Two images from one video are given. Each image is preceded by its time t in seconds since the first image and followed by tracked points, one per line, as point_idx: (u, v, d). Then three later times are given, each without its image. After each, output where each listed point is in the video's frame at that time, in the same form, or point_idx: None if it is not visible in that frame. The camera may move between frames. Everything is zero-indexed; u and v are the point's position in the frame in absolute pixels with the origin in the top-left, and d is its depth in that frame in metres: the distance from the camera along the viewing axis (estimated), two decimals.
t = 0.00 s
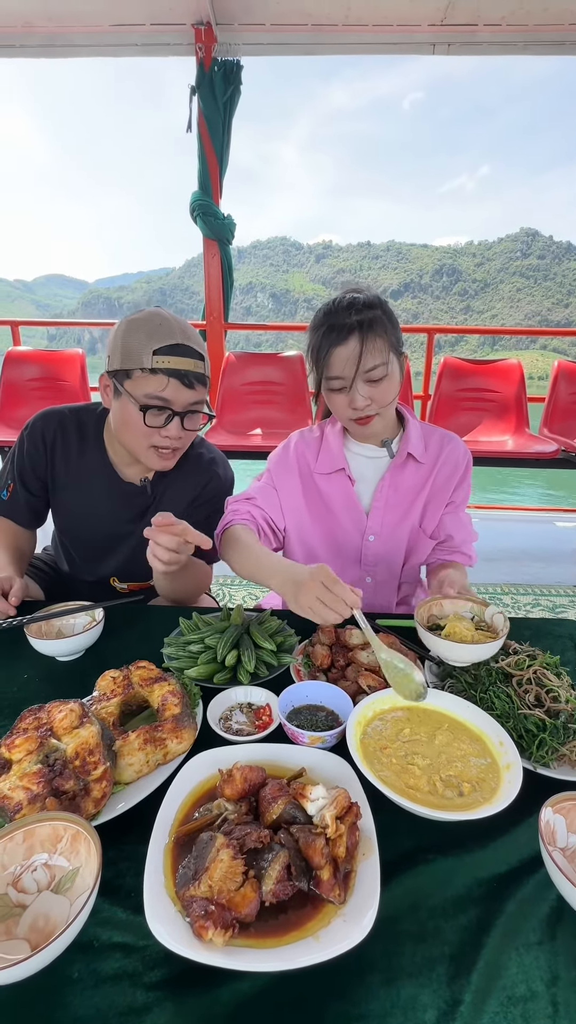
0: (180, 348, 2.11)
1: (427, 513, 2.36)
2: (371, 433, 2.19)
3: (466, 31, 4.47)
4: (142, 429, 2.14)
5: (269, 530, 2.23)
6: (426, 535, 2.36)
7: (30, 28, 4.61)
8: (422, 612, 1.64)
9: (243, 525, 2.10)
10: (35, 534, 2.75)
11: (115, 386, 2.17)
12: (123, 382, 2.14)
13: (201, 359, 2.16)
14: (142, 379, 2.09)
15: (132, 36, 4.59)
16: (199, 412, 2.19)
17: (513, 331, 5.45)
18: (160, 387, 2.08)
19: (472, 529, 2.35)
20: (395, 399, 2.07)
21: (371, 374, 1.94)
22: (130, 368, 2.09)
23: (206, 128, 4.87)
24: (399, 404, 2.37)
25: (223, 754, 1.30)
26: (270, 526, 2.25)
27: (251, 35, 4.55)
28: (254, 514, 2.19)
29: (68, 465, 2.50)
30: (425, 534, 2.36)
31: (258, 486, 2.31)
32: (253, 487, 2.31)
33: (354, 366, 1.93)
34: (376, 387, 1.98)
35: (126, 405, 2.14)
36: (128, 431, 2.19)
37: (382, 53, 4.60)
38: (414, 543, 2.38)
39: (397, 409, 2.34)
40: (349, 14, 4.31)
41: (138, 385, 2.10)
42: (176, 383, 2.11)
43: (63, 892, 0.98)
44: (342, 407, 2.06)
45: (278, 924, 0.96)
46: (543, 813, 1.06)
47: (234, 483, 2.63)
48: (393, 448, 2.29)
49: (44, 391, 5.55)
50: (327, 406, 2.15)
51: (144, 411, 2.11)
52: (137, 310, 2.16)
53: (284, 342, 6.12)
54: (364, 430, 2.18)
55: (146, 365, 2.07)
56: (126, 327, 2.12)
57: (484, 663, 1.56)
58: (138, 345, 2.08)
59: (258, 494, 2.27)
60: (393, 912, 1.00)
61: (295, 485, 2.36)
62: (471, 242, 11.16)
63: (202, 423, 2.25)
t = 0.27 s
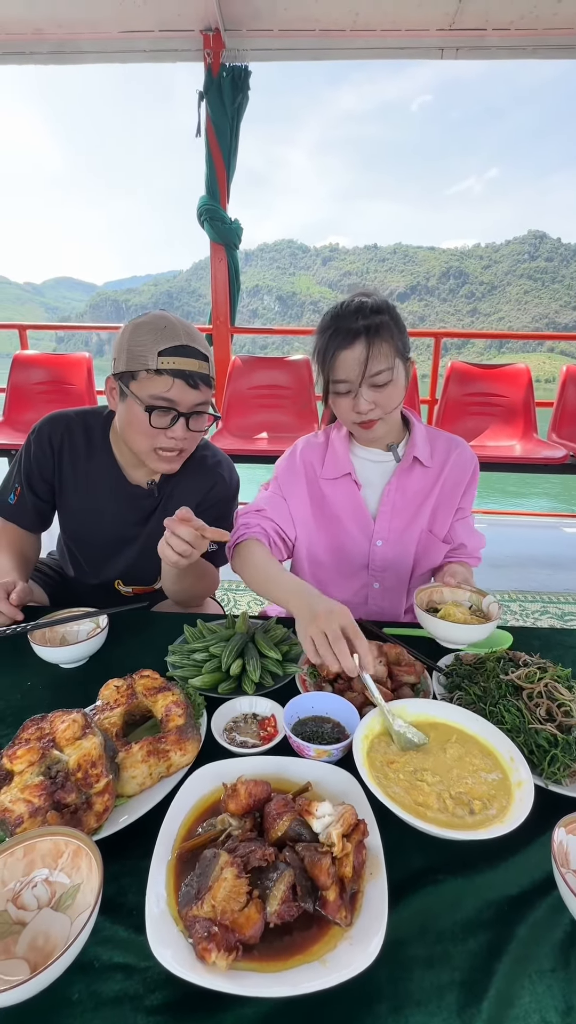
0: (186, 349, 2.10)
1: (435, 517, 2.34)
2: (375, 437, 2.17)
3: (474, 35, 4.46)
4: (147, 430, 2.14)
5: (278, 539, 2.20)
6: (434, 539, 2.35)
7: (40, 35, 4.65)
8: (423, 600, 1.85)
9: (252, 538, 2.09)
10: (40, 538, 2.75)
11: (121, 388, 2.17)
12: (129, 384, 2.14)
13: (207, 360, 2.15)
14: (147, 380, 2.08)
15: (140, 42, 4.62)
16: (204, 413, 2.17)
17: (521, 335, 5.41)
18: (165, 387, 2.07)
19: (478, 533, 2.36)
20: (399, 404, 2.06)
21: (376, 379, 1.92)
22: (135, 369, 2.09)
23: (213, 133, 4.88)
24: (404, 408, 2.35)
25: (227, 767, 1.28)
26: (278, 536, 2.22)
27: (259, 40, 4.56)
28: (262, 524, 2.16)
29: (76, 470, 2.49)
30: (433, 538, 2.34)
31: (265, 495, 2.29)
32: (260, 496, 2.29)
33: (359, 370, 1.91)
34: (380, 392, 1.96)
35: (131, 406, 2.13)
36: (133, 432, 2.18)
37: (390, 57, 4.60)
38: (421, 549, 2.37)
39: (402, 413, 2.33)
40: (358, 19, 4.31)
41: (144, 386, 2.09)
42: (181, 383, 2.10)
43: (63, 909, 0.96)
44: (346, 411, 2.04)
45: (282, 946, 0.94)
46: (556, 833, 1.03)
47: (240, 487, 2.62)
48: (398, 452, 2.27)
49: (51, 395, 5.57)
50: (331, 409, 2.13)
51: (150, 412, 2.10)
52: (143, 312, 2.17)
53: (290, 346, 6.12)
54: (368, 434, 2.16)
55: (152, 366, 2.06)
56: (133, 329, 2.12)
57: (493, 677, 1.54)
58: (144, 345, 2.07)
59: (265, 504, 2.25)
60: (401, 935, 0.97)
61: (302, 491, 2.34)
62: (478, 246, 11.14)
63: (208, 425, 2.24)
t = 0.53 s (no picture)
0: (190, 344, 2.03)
1: (439, 516, 2.26)
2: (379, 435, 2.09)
3: (486, 28, 4.35)
4: (149, 427, 2.06)
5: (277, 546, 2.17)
6: (439, 538, 2.26)
7: (44, 31, 4.60)
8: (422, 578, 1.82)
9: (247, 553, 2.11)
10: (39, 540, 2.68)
11: (123, 384, 2.10)
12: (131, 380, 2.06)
13: (211, 356, 2.08)
14: (150, 375, 2.01)
15: (145, 37, 4.55)
16: (208, 410, 2.10)
17: (532, 335, 5.31)
18: (168, 383, 2.00)
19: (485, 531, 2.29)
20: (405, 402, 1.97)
21: (382, 375, 1.84)
22: (138, 365, 2.02)
23: (219, 129, 4.81)
24: (407, 404, 2.28)
25: (226, 792, 1.20)
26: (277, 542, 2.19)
27: (266, 34, 4.48)
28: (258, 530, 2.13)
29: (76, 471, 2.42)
30: (437, 537, 2.26)
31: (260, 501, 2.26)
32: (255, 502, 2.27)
33: (364, 366, 1.83)
34: (385, 389, 1.88)
35: (133, 403, 2.06)
36: (135, 430, 2.10)
37: (399, 51, 4.50)
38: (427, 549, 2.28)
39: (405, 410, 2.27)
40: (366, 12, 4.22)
41: (146, 382, 2.02)
42: (184, 379, 2.03)
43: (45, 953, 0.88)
44: (350, 407, 1.97)
45: (283, 999, 0.85)
46: None
47: (243, 489, 2.54)
48: (401, 448, 2.20)
49: (55, 395, 5.52)
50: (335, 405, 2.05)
51: (152, 409, 2.02)
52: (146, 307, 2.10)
53: (296, 345, 6.04)
54: (372, 432, 2.08)
55: (154, 361, 1.99)
56: (135, 323, 2.05)
57: (510, 695, 1.45)
58: (147, 339, 2.00)
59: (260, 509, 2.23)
60: (413, 988, 0.88)
61: (301, 493, 2.28)
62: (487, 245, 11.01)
63: (211, 422, 2.17)
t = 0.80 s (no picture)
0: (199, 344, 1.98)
1: (444, 517, 2.20)
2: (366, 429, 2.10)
3: (497, 17, 4.26)
4: (154, 427, 2.02)
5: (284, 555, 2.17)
6: (441, 540, 2.21)
7: (48, 24, 4.56)
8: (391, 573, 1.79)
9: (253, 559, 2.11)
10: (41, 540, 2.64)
11: (128, 382, 2.04)
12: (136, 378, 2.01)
13: (219, 357, 2.03)
14: (156, 375, 1.95)
15: (149, 30, 4.50)
16: (215, 412, 2.06)
17: (541, 331, 5.22)
18: (175, 383, 1.95)
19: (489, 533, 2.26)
20: (392, 399, 1.96)
21: (363, 368, 1.85)
22: (144, 363, 1.96)
23: (224, 122, 4.75)
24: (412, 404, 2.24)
25: (225, 805, 1.16)
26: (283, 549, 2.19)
27: (272, 26, 4.41)
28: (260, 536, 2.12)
29: (88, 469, 2.35)
30: (439, 539, 2.21)
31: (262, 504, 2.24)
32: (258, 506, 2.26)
33: (348, 358, 1.87)
34: (367, 383, 1.89)
35: (138, 403, 2.01)
36: (139, 429, 2.06)
37: (407, 42, 4.42)
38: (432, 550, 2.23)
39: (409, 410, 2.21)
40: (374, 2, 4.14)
41: (152, 382, 1.96)
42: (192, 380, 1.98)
43: (35, 977, 0.84)
44: (337, 397, 2.00)
45: None
46: None
47: (249, 491, 2.49)
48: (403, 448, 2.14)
49: (59, 393, 5.50)
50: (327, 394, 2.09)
51: (157, 409, 1.97)
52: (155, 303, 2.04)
53: (301, 342, 5.98)
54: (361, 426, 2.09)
55: (161, 361, 1.93)
56: (143, 320, 1.99)
57: (521, 705, 1.41)
58: (154, 338, 1.94)
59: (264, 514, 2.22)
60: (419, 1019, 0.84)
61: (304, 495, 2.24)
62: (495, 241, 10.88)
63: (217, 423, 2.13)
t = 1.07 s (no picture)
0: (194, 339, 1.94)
1: (433, 519, 2.17)
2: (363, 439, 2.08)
3: (509, 3, 4.16)
4: (150, 425, 2.00)
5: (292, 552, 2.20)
6: (428, 541, 2.19)
7: (54, 17, 4.52)
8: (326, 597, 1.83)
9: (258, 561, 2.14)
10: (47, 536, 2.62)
11: (124, 379, 2.02)
12: (132, 375, 1.99)
13: (216, 350, 1.98)
14: (151, 371, 1.92)
15: (155, 21, 4.45)
16: (213, 407, 2.02)
17: (552, 326, 5.13)
18: (169, 379, 1.92)
19: (485, 532, 2.20)
20: (388, 410, 1.94)
21: (361, 387, 1.81)
22: (138, 360, 1.94)
23: (231, 115, 4.69)
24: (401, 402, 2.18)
25: (227, 812, 1.13)
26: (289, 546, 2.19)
27: (279, 15, 4.34)
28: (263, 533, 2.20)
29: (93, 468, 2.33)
30: (426, 540, 2.19)
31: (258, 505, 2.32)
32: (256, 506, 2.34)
33: (343, 378, 1.80)
34: (365, 399, 1.86)
35: (134, 399, 1.99)
36: (136, 427, 2.04)
37: (418, 30, 4.33)
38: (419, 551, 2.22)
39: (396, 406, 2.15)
40: None
41: (147, 377, 1.94)
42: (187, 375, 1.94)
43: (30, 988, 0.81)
44: (331, 414, 1.95)
45: None
46: None
47: (254, 490, 2.46)
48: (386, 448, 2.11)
49: (65, 389, 5.50)
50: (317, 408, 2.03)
51: (152, 406, 1.95)
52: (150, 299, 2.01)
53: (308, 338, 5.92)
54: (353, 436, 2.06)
55: (155, 356, 1.90)
56: (137, 315, 1.97)
57: (531, 711, 1.37)
58: (148, 334, 1.92)
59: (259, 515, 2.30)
60: None
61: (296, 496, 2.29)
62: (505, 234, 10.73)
63: (217, 419, 2.09)
